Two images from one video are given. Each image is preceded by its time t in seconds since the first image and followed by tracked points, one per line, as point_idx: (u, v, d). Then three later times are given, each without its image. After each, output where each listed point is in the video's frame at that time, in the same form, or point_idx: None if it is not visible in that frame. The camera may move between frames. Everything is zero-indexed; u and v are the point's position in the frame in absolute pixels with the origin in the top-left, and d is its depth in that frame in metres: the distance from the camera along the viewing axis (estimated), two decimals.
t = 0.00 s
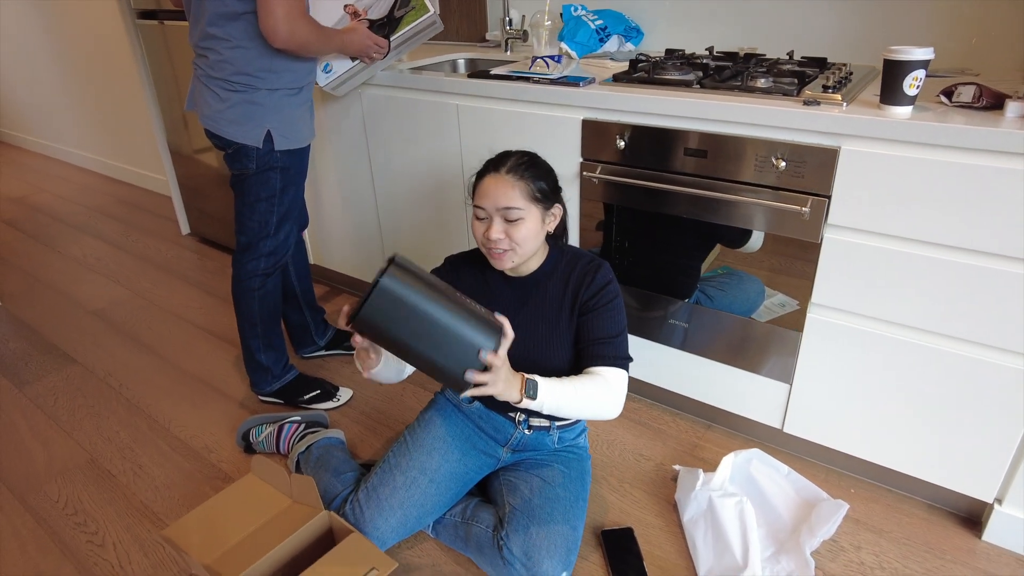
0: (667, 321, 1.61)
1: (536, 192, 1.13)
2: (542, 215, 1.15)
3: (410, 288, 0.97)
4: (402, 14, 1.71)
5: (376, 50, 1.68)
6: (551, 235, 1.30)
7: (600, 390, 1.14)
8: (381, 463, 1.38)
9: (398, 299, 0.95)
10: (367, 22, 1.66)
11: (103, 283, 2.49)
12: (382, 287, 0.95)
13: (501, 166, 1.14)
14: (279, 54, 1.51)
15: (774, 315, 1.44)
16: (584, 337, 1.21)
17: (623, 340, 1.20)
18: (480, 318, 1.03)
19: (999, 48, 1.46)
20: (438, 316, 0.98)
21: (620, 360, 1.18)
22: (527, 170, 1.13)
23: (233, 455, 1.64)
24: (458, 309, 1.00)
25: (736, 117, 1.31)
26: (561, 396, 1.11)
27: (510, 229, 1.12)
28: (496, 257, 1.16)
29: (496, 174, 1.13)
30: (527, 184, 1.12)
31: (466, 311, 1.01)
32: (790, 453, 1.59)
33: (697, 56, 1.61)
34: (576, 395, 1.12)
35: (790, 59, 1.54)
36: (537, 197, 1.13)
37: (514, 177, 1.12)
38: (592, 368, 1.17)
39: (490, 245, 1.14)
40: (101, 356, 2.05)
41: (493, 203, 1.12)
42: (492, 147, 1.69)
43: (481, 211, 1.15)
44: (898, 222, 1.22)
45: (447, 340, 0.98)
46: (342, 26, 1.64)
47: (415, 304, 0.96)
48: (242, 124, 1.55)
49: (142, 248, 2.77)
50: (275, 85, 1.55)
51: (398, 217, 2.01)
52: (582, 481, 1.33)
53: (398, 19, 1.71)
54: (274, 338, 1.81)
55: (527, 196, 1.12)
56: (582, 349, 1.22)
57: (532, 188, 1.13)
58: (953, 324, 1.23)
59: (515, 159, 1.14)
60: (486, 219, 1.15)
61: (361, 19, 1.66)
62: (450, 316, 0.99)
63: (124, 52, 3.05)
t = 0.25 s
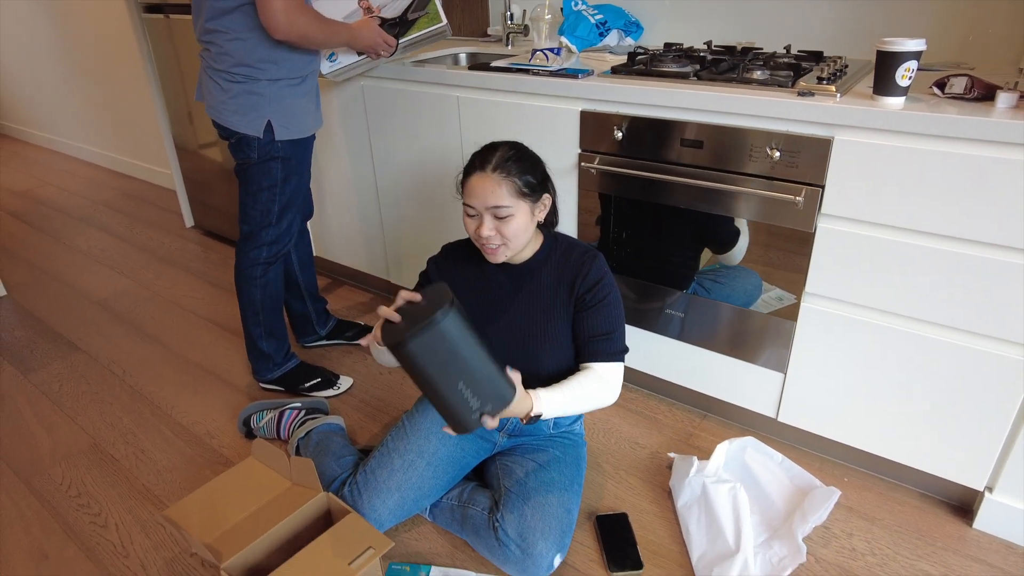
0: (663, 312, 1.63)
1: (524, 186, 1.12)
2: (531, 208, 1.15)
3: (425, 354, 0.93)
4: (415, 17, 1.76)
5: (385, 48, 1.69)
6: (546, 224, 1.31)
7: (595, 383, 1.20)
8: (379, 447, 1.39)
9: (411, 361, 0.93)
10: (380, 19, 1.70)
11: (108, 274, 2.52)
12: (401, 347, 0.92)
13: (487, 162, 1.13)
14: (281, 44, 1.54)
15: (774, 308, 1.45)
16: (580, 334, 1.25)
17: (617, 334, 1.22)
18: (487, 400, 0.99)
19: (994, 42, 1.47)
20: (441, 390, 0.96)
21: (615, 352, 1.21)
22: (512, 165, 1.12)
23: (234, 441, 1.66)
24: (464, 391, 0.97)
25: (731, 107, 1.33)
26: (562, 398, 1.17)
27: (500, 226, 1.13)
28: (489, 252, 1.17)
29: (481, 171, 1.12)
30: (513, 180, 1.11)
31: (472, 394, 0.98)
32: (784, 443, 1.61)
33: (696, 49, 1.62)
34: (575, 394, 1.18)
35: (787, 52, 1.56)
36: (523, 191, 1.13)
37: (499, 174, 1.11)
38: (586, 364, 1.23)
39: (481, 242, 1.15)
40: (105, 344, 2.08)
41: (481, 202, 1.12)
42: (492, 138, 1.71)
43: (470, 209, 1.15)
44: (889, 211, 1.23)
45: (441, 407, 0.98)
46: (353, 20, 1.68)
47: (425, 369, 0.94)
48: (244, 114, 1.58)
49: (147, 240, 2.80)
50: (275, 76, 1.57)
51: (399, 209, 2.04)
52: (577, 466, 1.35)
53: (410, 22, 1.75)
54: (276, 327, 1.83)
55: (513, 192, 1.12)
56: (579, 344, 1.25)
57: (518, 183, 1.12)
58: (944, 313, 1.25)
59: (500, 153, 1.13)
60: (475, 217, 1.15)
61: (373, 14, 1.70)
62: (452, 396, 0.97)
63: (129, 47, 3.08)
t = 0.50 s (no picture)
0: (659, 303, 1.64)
1: (519, 177, 1.12)
2: (526, 199, 1.15)
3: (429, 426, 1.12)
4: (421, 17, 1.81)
5: (389, 44, 1.72)
6: (541, 212, 1.32)
7: (595, 367, 1.25)
8: (375, 432, 1.41)
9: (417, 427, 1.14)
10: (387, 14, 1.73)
11: (111, 261, 2.54)
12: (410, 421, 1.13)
13: (482, 155, 1.12)
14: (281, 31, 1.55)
15: (773, 301, 1.45)
16: (581, 324, 1.28)
17: (616, 321, 1.25)
18: (488, 439, 1.17)
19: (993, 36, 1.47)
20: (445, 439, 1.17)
21: (615, 336, 1.25)
22: (507, 156, 1.12)
23: (232, 425, 1.67)
24: (465, 439, 1.16)
25: (728, 98, 1.34)
26: (567, 390, 1.22)
27: (496, 219, 1.13)
28: (485, 243, 1.17)
29: (476, 164, 1.12)
30: (508, 171, 1.11)
31: (473, 438, 1.16)
32: (778, 434, 1.61)
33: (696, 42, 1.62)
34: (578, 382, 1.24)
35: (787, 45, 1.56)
36: (519, 182, 1.13)
37: (495, 166, 1.11)
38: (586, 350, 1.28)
39: (478, 234, 1.15)
40: (106, 330, 2.09)
41: (477, 195, 1.12)
42: (491, 129, 1.72)
43: (466, 202, 1.14)
44: (884, 203, 1.24)
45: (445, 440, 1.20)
46: (359, 12, 1.72)
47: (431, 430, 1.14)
48: (245, 101, 1.60)
49: (150, 229, 2.81)
50: (275, 63, 1.58)
51: (400, 199, 2.05)
52: (571, 453, 1.36)
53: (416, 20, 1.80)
54: (276, 314, 1.85)
55: (509, 183, 1.12)
56: (579, 331, 1.28)
57: (513, 174, 1.12)
58: (937, 305, 1.25)
59: (494, 145, 1.12)
60: (471, 209, 1.15)
61: (381, 9, 1.73)
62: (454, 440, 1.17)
63: (134, 36, 3.10)
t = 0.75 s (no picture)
0: (655, 305, 1.63)
1: (511, 183, 1.09)
2: (519, 203, 1.12)
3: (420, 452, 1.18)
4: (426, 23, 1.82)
5: (391, 47, 1.71)
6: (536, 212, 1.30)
7: (591, 368, 1.25)
8: (366, 430, 1.40)
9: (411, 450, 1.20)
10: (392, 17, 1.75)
11: (113, 253, 2.55)
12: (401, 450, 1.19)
13: (471, 161, 1.08)
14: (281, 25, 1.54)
15: (773, 304, 1.43)
16: (577, 328, 1.26)
17: (613, 323, 1.24)
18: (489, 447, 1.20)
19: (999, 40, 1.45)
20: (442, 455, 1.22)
21: (610, 337, 1.24)
22: (498, 162, 1.08)
23: (226, 419, 1.68)
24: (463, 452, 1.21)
25: (727, 99, 1.32)
26: (563, 391, 1.22)
27: (489, 225, 1.10)
28: (479, 249, 1.15)
29: (467, 171, 1.09)
30: (500, 178, 1.08)
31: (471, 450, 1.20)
32: (772, 440, 1.60)
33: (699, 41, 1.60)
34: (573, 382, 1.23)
35: (788, 47, 1.54)
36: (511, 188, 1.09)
37: (486, 173, 1.07)
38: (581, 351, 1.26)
39: (471, 240, 1.13)
40: (105, 321, 2.10)
41: (468, 203, 1.09)
42: (491, 126, 1.71)
43: (458, 209, 1.12)
44: (883, 209, 1.22)
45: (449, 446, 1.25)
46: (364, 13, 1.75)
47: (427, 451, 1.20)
48: (244, 95, 1.60)
49: (152, 221, 2.82)
50: (273, 58, 1.58)
51: (399, 195, 2.05)
52: (562, 456, 1.34)
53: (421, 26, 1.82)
54: (272, 308, 1.85)
55: (501, 190, 1.08)
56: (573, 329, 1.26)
57: (505, 181, 1.08)
58: (935, 313, 1.24)
59: (484, 151, 1.09)
60: (463, 216, 1.12)
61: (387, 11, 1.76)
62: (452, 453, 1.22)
63: (141, 28, 3.10)
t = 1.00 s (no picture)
0: (653, 306, 1.60)
1: (496, 193, 1.01)
2: (508, 210, 1.04)
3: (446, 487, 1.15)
4: (433, 27, 1.71)
5: (395, 48, 1.70)
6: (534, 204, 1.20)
7: (601, 366, 1.18)
8: (355, 424, 1.39)
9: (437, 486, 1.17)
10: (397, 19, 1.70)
11: (119, 241, 2.57)
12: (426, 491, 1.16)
13: (451, 175, 1.00)
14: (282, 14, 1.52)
15: (779, 309, 1.39)
16: (582, 323, 1.20)
17: (619, 319, 1.17)
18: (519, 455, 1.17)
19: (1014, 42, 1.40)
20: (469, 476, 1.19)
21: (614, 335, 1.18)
22: (480, 173, 0.99)
23: (219, 410, 1.67)
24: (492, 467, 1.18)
25: (729, 98, 1.29)
26: (576, 394, 1.16)
27: (478, 237, 1.04)
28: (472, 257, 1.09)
29: (448, 185, 1.00)
30: (483, 190, 0.99)
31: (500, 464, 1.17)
32: (769, 447, 1.57)
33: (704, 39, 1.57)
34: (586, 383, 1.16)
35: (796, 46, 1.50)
36: (497, 198, 1.01)
37: (468, 186, 0.99)
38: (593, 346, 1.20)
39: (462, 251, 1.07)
40: (107, 309, 2.11)
41: (453, 218, 1.01)
42: (492, 121, 1.69)
43: (444, 222, 1.04)
44: (887, 213, 1.18)
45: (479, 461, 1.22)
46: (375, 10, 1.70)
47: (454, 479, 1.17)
48: (245, 85, 1.59)
49: (160, 210, 2.84)
50: (274, 48, 1.57)
51: (401, 189, 2.03)
52: (554, 456, 1.30)
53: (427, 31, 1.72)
54: (270, 300, 1.84)
55: (486, 202, 1.00)
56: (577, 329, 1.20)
57: (490, 191, 1.00)
58: (939, 323, 1.20)
59: (465, 161, 1.00)
60: (450, 229, 1.05)
61: (395, 12, 1.70)
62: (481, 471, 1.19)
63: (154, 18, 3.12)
